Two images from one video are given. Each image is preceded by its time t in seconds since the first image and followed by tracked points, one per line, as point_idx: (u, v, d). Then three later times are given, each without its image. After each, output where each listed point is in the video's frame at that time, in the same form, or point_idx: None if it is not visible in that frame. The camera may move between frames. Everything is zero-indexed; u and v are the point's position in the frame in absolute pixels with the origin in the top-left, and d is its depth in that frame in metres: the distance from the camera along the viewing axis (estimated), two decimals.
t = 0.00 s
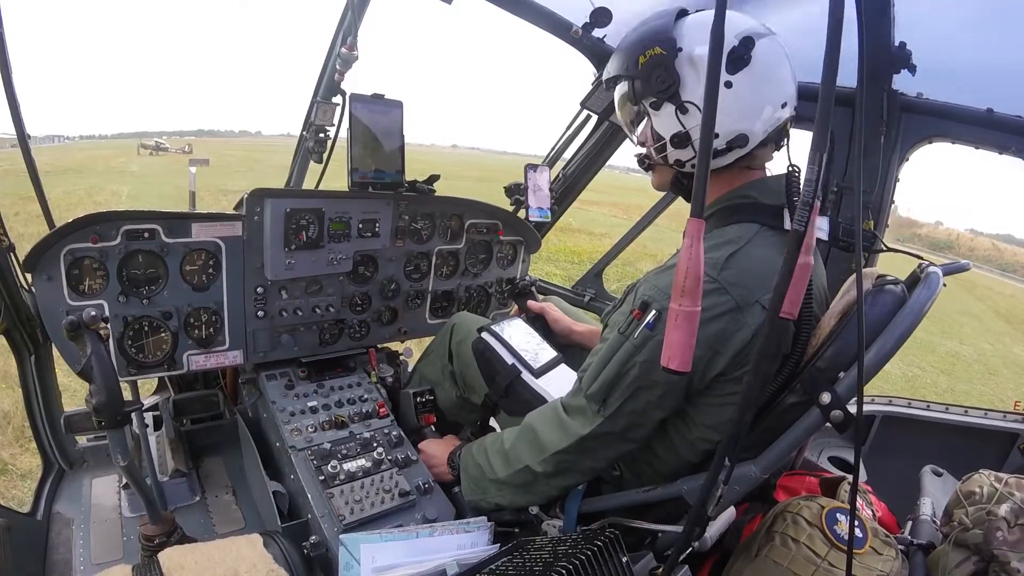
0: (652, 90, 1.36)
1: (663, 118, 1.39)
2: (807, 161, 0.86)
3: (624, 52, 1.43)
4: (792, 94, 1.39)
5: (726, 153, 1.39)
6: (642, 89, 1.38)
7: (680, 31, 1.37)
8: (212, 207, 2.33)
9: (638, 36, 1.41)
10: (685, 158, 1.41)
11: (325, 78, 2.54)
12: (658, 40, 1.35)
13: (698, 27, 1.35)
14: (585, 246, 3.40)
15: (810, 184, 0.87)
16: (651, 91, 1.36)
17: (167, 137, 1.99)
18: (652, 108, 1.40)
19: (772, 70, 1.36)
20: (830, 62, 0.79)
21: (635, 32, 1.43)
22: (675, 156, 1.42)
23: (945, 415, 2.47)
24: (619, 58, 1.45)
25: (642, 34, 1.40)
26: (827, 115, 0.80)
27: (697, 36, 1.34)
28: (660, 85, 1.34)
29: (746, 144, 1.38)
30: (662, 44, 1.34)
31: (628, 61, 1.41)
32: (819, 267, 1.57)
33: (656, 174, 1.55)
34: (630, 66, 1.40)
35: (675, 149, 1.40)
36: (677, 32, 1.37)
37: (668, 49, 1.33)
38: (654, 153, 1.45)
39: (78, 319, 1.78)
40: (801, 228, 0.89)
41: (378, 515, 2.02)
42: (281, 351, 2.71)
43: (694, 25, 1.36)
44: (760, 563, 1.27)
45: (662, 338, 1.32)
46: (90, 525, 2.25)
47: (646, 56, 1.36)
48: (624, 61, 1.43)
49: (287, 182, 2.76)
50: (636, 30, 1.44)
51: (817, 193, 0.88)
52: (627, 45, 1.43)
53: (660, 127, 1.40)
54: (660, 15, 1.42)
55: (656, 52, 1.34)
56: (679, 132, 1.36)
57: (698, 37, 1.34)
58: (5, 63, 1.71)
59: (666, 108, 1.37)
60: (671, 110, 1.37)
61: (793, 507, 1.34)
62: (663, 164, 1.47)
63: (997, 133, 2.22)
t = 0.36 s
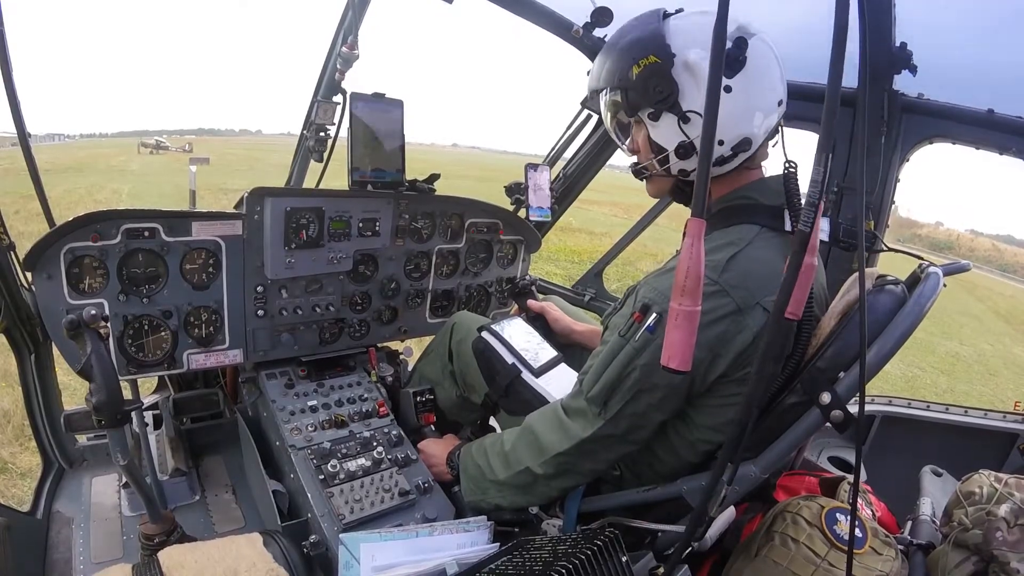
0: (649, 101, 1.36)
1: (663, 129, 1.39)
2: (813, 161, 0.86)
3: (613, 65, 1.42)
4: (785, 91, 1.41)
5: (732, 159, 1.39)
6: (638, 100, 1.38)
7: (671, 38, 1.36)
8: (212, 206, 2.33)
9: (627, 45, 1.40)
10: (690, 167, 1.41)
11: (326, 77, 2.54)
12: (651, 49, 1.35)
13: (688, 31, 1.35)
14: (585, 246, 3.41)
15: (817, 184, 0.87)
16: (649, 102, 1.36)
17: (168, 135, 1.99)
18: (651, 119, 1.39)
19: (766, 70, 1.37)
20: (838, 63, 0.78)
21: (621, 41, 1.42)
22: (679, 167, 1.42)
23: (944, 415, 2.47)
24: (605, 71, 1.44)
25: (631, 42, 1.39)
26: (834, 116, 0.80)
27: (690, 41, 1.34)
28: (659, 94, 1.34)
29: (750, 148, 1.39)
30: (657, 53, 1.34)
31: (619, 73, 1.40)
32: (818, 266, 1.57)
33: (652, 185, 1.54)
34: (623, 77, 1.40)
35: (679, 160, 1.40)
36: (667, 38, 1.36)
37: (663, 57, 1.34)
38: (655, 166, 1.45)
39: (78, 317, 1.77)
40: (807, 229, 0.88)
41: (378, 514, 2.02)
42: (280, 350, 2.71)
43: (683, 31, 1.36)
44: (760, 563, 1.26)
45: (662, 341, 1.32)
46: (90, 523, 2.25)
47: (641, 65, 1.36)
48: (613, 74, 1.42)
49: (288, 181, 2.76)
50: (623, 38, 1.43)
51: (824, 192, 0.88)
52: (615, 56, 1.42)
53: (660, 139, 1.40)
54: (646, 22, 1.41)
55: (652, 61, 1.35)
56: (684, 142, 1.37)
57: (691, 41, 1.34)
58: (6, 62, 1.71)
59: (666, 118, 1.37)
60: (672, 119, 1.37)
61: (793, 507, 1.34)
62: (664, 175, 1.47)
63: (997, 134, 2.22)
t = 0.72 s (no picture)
0: (649, 110, 1.36)
1: (665, 138, 1.38)
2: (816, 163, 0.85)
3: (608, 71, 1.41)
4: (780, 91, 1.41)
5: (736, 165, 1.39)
6: (637, 109, 1.38)
7: (667, 44, 1.36)
8: (212, 206, 2.33)
9: (621, 51, 1.39)
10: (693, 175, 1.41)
11: (325, 77, 2.54)
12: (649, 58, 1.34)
13: (683, 36, 1.36)
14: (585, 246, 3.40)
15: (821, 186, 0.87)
16: (649, 111, 1.36)
17: (168, 136, 1.99)
18: (651, 129, 1.39)
19: (763, 72, 1.37)
20: (838, 62, 0.79)
21: (614, 46, 1.41)
22: (682, 176, 1.41)
23: (945, 415, 2.47)
24: (600, 79, 1.43)
25: (627, 49, 1.38)
26: (839, 117, 0.80)
27: (687, 48, 1.34)
28: (659, 103, 1.34)
29: (753, 153, 1.39)
30: (656, 61, 1.34)
31: (615, 82, 1.39)
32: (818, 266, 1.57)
33: (651, 192, 1.55)
34: (620, 87, 1.39)
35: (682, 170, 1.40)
36: (663, 45, 1.36)
37: (662, 65, 1.33)
38: (658, 176, 1.45)
39: (78, 318, 1.77)
40: (813, 230, 0.88)
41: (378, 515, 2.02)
42: (280, 350, 2.70)
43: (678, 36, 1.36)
44: (760, 563, 1.26)
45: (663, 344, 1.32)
46: (90, 524, 2.24)
47: (639, 74, 1.35)
48: (609, 83, 1.41)
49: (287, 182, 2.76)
50: (616, 45, 1.41)
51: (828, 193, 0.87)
52: (610, 63, 1.40)
53: (662, 148, 1.40)
54: (639, 27, 1.40)
55: (651, 69, 1.34)
56: (687, 151, 1.37)
57: (688, 47, 1.34)
58: (6, 62, 1.71)
59: (667, 127, 1.37)
60: (674, 128, 1.37)
61: (793, 507, 1.34)
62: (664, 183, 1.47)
63: (997, 134, 2.22)
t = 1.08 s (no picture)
0: (651, 114, 1.36)
1: (666, 143, 1.39)
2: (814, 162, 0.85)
3: (606, 74, 1.40)
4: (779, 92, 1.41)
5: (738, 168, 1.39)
6: (638, 114, 1.37)
7: (666, 48, 1.36)
8: (212, 206, 2.33)
9: (620, 55, 1.38)
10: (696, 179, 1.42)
11: (326, 77, 2.54)
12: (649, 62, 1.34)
13: (682, 40, 1.36)
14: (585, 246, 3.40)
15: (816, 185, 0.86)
16: (651, 116, 1.36)
17: (168, 135, 1.99)
18: (652, 133, 1.39)
19: (762, 73, 1.37)
20: (837, 62, 0.79)
21: (611, 49, 1.40)
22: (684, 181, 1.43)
23: (945, 415, 2.47)
24: (598, 82, 1.42)
25: (625, 52, 1.37)
26: (838, 116, 0.79)
27: (687, 51, 1.34)
28: (660, 107, 1.34)
29: (754, 155, 1.39)
30: (657, 65, 1.33)
31: (614, 87, 1.38)
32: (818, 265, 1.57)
33: (652, 195, 1.55)
34: (620, 92, 1.38)
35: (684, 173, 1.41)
36: (663, 49, 1.35)
37: (664, 70, 1.33)
38: (659, 180, 1.45)
39: (78, 317, 1.77)
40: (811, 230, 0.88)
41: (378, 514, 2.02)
42: (280, 350, 2.70)
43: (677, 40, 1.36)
44: (759, 563, 1.26)
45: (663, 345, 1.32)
46: (90, 523, 2.25)
47: (639, 79, 1.35)
48: (607, 87, 1.40)
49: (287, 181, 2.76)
50: (614, 48, 1.40)
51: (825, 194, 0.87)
52: (608, 66, 1.39)
53: (664, 153, 1.40)
54: (637, 29, 1.39)
55: (651, 73, 1.34)
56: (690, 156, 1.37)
57: (688, 50, 1.34)
58: (6, 61, 1.71)
59: (670, 132, 1.38)
60: (677, 133, 1.37)
61: (793, 507, 1.34)
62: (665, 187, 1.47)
63: (997, 133, 2.22)
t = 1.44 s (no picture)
0: (651, 116, 1.35)
1: (667, 145, 1.39)
2: (807, 160, 0.86)
3: (605, 76, 1.39)
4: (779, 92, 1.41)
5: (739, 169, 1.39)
6: (638, 117, 1.37)
7: (666, 49, 1.35)
8: (212, 205, 2.33)
9: (619, 55, 1.37)
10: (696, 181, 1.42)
11: (326, 76, 2.54)
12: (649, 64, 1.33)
13: (681, 41, 1.35)
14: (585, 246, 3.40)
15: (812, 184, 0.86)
16: (652, 118, 1.36)
17: (168, 135, 1.99)
18: (652, 136, 1.40)
19: (762, 73, 1.37)
20: (837, 62, 0.78)
21: (610, 49, 1.39)
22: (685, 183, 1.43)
23: (945, 415, 2.47)
24: (597, 84, 1.41)
25: (625, 53, 1.37)
26: (830, 115, 0.79)
27: (688, 53, 1.34)
28: (660, 109, 1.34)
29: (754, 156, 1.40)
30: (658, 67, 1.33)
31: (613, 89, 1.38)
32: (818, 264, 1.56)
33: (652, 197, 1.56)
34: (620, 94, 1.37)
35: (685, 175, 1.41)
36: (662, 50, 1.35)
37: (664, 72, 1.33)
38: (660, 182, 1.46)
39: (78, 317, 1.77)
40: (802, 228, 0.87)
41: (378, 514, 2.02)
42: (280, 350, 2.70)
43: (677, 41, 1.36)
44: (759, 563, 1.26)
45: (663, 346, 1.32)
46: (89, 523, 2.25)
47: (639, 81, 1.34)
48: (607, 89, 1.39)
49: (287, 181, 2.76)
50: (613, 48, 1.39)
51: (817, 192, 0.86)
52: (608, 66, 1.39)
53: (665, 155, 1.40)
54: (637, 29, 1.39)
55: (652, 75, 1.33)
56: (691, 158, 1.38)
57: (688, 52, 1.34)
58: (6, 60, 1.70)
59: (670, 135, 1.38)
60: (677, 135, 1.37)
61: (793, 507, 1.34)
62: (666, 189, 1.48)
63: (997, 133, 2.22)
